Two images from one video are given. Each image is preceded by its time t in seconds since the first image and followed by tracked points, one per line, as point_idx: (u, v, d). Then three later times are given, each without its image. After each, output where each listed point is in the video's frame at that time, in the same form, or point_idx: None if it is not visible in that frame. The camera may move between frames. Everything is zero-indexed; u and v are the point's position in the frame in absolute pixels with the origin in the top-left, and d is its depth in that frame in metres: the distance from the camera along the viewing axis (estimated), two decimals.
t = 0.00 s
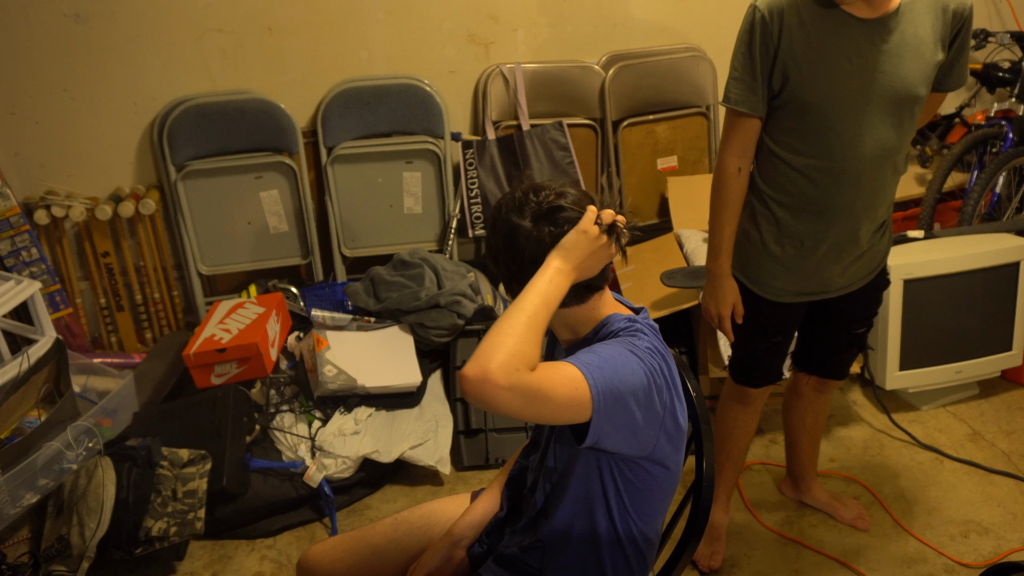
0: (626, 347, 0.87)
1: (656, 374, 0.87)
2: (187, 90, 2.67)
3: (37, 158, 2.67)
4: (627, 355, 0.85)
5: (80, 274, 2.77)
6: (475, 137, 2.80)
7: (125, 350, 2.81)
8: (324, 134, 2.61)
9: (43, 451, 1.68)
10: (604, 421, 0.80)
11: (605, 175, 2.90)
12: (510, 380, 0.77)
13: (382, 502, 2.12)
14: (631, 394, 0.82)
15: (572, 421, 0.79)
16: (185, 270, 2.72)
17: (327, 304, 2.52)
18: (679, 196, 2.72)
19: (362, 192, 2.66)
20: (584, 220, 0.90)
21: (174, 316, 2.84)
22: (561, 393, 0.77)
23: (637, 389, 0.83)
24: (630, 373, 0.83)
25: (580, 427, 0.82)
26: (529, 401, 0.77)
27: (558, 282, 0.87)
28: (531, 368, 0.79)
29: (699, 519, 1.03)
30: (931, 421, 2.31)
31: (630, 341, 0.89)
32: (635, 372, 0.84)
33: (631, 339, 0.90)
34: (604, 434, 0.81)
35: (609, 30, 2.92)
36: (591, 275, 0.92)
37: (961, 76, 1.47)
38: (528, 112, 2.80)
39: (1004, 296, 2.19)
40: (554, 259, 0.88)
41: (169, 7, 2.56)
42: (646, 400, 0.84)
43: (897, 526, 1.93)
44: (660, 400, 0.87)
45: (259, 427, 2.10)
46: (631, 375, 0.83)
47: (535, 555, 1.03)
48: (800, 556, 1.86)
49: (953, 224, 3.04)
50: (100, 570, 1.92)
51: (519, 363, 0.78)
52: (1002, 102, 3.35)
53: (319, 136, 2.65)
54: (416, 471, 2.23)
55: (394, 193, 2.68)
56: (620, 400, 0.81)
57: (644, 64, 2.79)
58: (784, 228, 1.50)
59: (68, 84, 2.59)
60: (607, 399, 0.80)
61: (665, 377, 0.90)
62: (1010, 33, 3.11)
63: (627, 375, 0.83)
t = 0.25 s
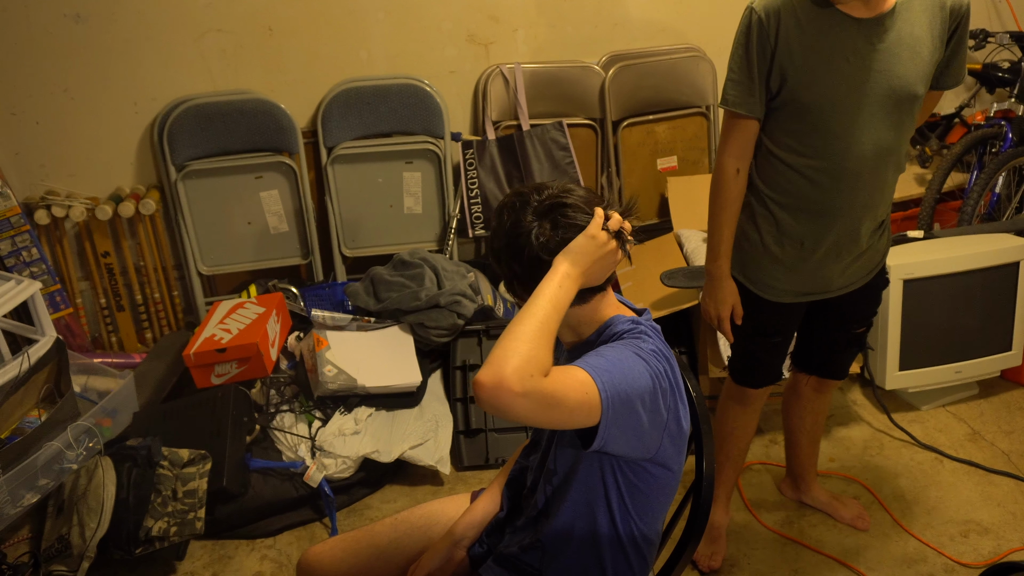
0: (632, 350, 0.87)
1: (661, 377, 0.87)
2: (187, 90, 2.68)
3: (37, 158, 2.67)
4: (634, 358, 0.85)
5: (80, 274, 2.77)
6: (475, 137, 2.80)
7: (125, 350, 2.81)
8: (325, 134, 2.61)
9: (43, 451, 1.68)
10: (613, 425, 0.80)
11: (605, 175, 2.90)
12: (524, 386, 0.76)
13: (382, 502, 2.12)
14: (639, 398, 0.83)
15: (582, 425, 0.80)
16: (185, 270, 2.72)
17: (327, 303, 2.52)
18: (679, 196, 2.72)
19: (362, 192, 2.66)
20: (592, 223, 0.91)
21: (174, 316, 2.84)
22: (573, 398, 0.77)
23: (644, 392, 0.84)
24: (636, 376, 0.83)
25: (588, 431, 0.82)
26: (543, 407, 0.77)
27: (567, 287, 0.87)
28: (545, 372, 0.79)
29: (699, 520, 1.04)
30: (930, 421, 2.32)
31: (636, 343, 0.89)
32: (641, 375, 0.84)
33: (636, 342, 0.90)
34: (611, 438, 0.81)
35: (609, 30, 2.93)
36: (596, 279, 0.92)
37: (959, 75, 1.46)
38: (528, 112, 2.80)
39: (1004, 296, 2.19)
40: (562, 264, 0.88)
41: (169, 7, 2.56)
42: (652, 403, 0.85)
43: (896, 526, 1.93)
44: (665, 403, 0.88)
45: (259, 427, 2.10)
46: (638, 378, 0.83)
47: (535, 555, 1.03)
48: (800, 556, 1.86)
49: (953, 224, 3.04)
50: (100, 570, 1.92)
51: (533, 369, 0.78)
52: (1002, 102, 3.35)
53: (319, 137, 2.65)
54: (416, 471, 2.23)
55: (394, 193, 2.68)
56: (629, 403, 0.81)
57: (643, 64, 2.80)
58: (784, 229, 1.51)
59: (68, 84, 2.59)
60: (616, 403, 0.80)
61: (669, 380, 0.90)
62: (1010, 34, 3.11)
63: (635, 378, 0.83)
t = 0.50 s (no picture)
0: (630, 348, 0.87)
1: (659, 375, 0.87)
2: (187, 90, 2.68)
3: (37, 158, 2.67)
4: (632, 356, 0.85)
5: (80, 274, 2.77)
6: (475, 137, 2.80)
7: (125, 350, 2.81)
8: (325, 134, 2.61)
9: (43, 451, 1.68)
10: (611, 423, 0.80)
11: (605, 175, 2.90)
12: (522, 386, 0.76)
13: (381, 502, 2.12)
14: (637, 396, 0.83)
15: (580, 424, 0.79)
16: (185, 270, 2.72)
17: (327, 303, 2.52)
18: (679, 196, 2.72)
19: (363, 192, 2.66)
20: (598, 227, 0.91)
21: (174, 316, 2.84)
22: (571, 398, 0.77)
23: (642, 391, 0.83)
24: (635, 374, 0.83)
25: (586, 429, 0.82)
26: (541, 407, 0.76)
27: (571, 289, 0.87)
28: (543, 373, 0.79)
29: (698, 521, 1.04)
30: (931, 421, 2.31)
31: (634, 342, 0.89)
32: (640, 374, 0.84)
33: (634, 340, 0.90)
34: (609, 437, 0.81)
35: (609, 30, 2.93)
36: (599, 284, 0.93)
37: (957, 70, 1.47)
38: (528, 112, 2.80)
39: (1004, 295, 2.19)
40: (567, 266, 0.88)
41: (169, 7, 2.56)
42: (650, 401, 0.85)
43: (897, 526, 1.93)
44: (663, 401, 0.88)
45: (259, 427, 2.10)
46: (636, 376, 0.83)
47: (535, 555, 1.03)
48: (800, 555, 1.86)
49: (953, 224, 3.04)
50: (100, 570, 1.92)
51: (532, 370, 0.78)
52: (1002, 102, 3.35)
53: (319, 136, 2.65)
54: (416, 471, 2.23)
55: (394, 193, 2.68)
56: (627, 402, 0.81)
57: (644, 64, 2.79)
58: (783, 228, 1.50)
59: (68, 84, 2.59)
60: (615, 401, 0.80)
61: (668, 378, 0.90)
62: (1010, 34, 3.11)
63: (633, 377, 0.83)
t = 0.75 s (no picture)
0: (629, 346, 0.87)
1: (658, 372, 0.87)
2: (187, 90, 2.68)
3: (37, 158, 2.67)
4: (630, 353, 0.85)
5: (80, 274, 2.77)
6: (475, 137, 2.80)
7: (125, 350, 2.81)
8: (325, 134, 2.61)
9: (43, 451, 1.68)
10: (608, 420, 0.80)
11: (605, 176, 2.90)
12: (517, 383, 0.77)
13: (382, 502, 2.12)
14: (635, 393, 0.83)
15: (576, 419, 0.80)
16: (185, 270, 2.73)
17: (327, 303, 2.51)
18: (679, 196, 2.72)
19: (363, 192, 2.66)
20: (607, 237, 0.91)
21: (174, 316, 2.84)
22: (567, 394, 0.77)
23: (640, 388, 0.83)
24: (633, 372, 0.83)
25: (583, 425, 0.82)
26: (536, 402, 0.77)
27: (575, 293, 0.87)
28: (540, 371, 0.79)
29: (698, 521, 1.03)
30: (931, 421, 2.31)
31: (633, 339, 0.89)
32: (638, 371, 0.84)
33: (633, 338, 0.90)
34: (607, 434, 0.81)
35: (609, 31, 2.93)
36: (605, 293, 0.93)
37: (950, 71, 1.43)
38: (528, 112, 2.80)
39: (1004, 295, 2.19)
40: (571, 271, 0.89)
41: (169, 7, 2.56)
42: (648, 399, 0.84)
43: (897, 526, 1.93)
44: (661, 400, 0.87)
45: (259, 427, 2.10)
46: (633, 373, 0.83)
47: (534, 554, 1.03)
48: (800, 555, 1.86)
49: (953, 225, 3.04)
50: (100, 570, 1.92)
51: (528, 366, 0.79)
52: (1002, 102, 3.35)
53: (319, 137, 2.65)
54: (416, 471, 2.23)
55: (394, 193, 2.68)
56: (624, 399, 0.81)
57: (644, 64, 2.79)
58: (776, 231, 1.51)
59: (68, 84, 2.59)
60: (611, 398, 0.80)
61: (667, 376, 0.90)
62: (1010, 34, 3.11)
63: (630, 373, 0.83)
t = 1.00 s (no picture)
0: (625, 347, 0.87)
1: (654, 372, 0.87)
2: (187, 90, 2.68)
3: (37, 158, 2.67)
4: (627, 355, 0.85)
5: (80, 274, 2.77)
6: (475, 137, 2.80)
7: (125, 350, 2.81)
8: (325, 134, 2.61)
9: (43, 451, 1.69)
10: (606, 425, 0.80)
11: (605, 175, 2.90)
12: (511, 399, 0.77)
13: (382, 502, 2.12)
14: (631, 396, 0.82)
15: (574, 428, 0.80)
16: (185, 270, 2.73)
17: (327, 303, 2.51)
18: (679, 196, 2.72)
19: (362, 192, 2.66)
20: (607, 255, 0.92)
21: (174, 316, 2.84)
22: (563, 405, 0.77)
23: (637, 389, 0.83)
24: (629, 374, 0.83)
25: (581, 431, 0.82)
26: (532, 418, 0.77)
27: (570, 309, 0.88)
28: (534, 385, 0.79)
29: (698, 520, 1.03)
30: (931, 421, 2.31)
31: (630, 340, 0.89)
32: (634, 373, 0.83)
33: (630, 338, 0.90)
34: (605, 437, 0.81)
35: (609, 31, 2.93)
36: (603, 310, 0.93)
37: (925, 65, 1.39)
38: (528, 112, 2.80)
39: (1003, 296, 2.19)
40: (566, 286, 0.89)
41: (169, 7, 2.56)
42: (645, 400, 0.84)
43: (896, 526, 1.93)
44: (658, 399, 0.87)
45: (259, 427, 2.10)
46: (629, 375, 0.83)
47: (535, 555, 1.03)
48: (800, 555, 1.86)
49: (953, 224, 3.04)
50: (100, 570, 1.92)
51: (521, 382, 0.78)
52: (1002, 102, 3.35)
53: (319, 136, 2.65)
54: (416, 471, 2.23)
55: (395, 193, 2.68)
56: (621, 403, 0.81)
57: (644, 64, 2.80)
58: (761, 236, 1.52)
59: (68, 85, 2.59)
60: (608, 403, 0.80)
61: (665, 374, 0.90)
62: (1010, 34, 3.11)
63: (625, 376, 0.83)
